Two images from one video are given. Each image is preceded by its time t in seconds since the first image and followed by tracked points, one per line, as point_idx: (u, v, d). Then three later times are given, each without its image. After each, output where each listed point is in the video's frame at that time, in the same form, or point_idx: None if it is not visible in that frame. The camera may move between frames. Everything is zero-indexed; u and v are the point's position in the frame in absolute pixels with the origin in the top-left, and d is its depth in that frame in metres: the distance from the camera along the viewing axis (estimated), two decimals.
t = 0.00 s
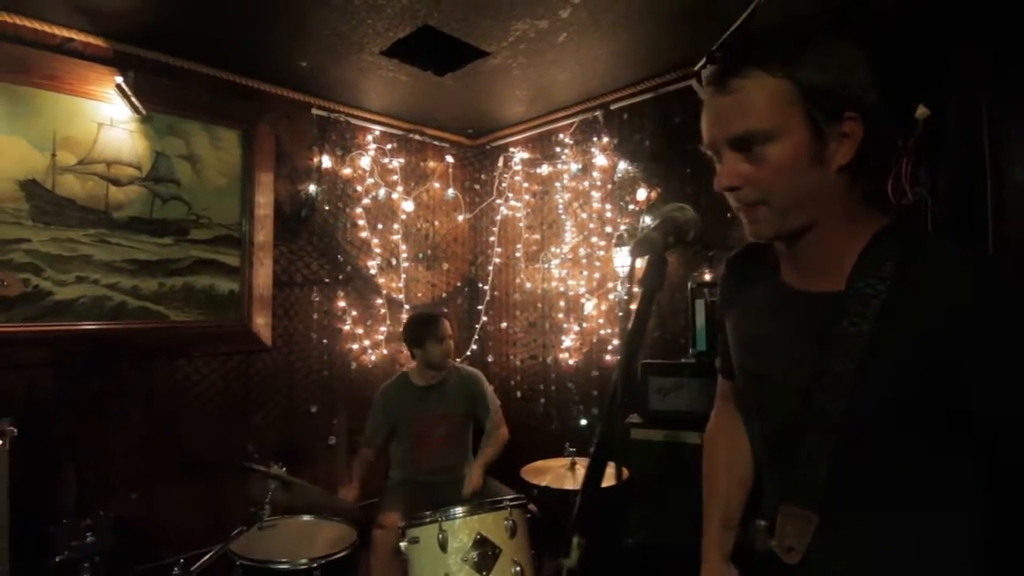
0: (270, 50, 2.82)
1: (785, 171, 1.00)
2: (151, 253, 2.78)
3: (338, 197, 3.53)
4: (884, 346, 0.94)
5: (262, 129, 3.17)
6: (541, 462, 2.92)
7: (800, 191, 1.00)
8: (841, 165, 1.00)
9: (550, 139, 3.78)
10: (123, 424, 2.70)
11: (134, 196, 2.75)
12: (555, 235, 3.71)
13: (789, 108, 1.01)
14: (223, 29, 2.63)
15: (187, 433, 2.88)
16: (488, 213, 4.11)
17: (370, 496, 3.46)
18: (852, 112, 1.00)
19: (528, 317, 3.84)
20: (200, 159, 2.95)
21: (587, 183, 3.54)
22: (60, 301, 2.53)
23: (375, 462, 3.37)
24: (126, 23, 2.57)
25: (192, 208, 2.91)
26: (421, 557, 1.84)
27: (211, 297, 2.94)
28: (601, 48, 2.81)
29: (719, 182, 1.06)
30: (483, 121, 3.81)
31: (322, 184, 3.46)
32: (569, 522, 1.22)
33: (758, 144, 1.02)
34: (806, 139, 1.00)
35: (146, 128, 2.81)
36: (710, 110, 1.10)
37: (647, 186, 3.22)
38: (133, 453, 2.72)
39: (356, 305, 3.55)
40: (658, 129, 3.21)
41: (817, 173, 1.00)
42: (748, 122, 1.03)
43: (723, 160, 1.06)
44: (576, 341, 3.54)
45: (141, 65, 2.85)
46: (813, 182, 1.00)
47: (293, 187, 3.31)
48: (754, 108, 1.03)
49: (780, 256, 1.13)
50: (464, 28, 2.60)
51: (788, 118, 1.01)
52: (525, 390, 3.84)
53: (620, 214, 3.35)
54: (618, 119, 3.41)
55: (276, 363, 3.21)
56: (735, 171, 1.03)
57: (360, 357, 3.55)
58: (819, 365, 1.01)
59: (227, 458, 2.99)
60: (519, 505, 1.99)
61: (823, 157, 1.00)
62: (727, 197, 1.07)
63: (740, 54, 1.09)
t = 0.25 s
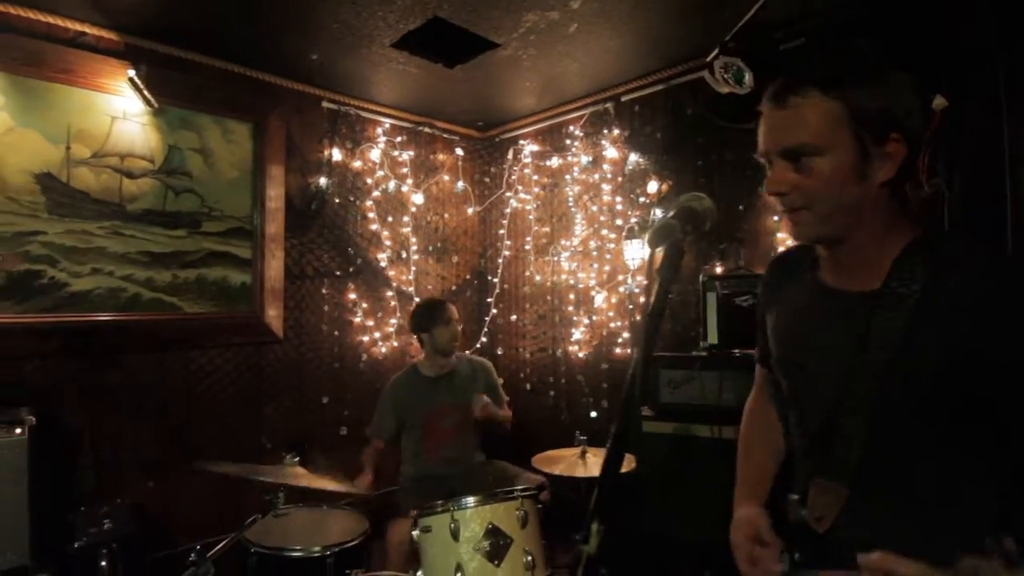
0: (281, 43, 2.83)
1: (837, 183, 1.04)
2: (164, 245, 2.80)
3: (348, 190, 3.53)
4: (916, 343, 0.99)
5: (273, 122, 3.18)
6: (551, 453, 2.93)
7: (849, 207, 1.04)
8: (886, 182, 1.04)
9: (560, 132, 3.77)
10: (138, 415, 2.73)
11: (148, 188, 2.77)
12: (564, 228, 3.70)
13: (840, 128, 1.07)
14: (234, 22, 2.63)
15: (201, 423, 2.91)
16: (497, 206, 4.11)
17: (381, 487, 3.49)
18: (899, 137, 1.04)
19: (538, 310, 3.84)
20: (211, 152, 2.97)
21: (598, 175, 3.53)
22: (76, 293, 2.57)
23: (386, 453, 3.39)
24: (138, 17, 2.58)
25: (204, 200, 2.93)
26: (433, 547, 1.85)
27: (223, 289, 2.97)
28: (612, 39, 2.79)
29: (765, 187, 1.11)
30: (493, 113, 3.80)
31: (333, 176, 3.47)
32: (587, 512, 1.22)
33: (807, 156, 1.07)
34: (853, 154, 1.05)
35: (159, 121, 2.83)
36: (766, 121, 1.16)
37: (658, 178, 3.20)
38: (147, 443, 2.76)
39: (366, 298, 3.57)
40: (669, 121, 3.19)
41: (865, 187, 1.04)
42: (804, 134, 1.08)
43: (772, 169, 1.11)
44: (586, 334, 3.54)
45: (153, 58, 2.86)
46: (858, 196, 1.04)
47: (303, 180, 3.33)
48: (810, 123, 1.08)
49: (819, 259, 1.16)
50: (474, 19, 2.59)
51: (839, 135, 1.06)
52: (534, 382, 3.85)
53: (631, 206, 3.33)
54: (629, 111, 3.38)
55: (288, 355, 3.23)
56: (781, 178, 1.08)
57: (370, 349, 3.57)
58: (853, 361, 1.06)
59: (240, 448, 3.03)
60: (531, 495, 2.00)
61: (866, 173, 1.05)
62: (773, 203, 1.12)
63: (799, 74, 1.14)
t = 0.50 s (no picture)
0: (292, 36, 2.83)
1: (851, 206, 1.24)
2: (175, 236, 2.82)
3: (358, 183, 3.54)
4: (910, 348, 1.14)
5: (283, 115, 3.19)
6: (558, 448, 2.92)
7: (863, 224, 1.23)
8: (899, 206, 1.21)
9: (570, 126, 3.75)
10: (148, 405, 2.75)
11: (159, 180, 2.79)
12: (573, 223, 3.69)
13: (859, 160, 1.27)
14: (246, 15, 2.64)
15: (211, 414, 2.94)
16: (506, 200, 4.10)
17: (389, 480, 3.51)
18: (910, 169, 1.22)
19: (546, 305, 3.84)
20: (222, 144, 2.98)
21: (607, 170, 3.51)
22: (88, 283, 2.59)
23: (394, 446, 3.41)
24: (150, 9, 2.59)
25: (215, 192, 2.95)
26: (440, 538, 1.86)
27: (233, 281, 2.98)
28: (623, 33, 2.77)
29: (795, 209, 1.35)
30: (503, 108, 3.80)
31: (342, 170, 3.47)
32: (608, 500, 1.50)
33: (830, 185, 1.29)
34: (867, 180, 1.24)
35: (171, 113, 2.84)
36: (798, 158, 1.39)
37: (668, 173, 3.19)
38: (158, 433, 2.78)
39: (374, 291, 3.58)
40: (679, 116, 3.17)
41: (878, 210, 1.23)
42: (829, 166, 1.30)
43: (802, 193, 1.34)
44: (594, 330, 3.53)
45: (164, 50, 2.87)
46: (871, 219, 1.23)
47: (313, 173, 3.34)
48: (832, 158, 1.30)
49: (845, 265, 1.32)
50: (485, 12, 2.58)
51: (857, 164, 1.26)
52: (541, 377, 3.85)
53: (640, 202, 3.31)
54: (640, 106, 3.36)
55: (297, 347, 3.25)
56: (806, 203, 1.32)
57: (378, 342, 3.58)
58: (861, 371, 1.23)
59: (250, 439, 3.05)
60: (538, 489, 2.00)
61: (880, 198, 1.23)
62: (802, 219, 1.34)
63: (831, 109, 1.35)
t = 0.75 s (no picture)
0: (304, 29, 2.84)
1: (859, 204, 1.64)
2: (189, 230, 2.84)
3: (369, 177, 3.54)
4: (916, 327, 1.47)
5: (296, 109, 3.20)
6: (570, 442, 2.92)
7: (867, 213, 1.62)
8: (905, 203, 1.58)
9: (582, 119, 3.73)
10: (164, 396, 2.79)
11: (174, 174, 2.81)
12: (585, 217, 3.68)
13: (873, 161, 1.65)
14: (258, 9, 2.64)
15: (225, 405, 2.96)
16: (517, 194, 4.09)
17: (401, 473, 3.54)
18: (915, 168, 1.60)
19: (556, 300, 3.83)
20: (236, 138, 3.00)
21: (619, 164, 3.49)
22: (105, 276, 2.62)
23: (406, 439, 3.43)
24: (164, 3, 2.60)
25: (229, 186, 2.97)
26: (454, 530, 1.87)
27: (246, 275, 3.00)
28: (635, 25, 2.74)
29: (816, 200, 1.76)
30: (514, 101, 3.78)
31: (354, 164, 3.48)
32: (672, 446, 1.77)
33: (846, 182, 1.69)
34: (877, 179, 1.63)
35: (185, 107, 2.86)
36: (823, 154, 1.79)
37: (680, 167, 3.16)
38: (174, 425, 2.81)
39: (386, 285, 3.59)
40: (692, 108, 3.15)
41: (885, 205, 1.60)
42: (847, 167, 1.69)
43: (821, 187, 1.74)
44: (605, 324, 3.53)
45: (178, 44, 2.89)
46: (881, 211, 1.60)
47: (325, 167, 3.34)
48: (850, 161, 1.69)
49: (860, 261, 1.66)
50: (497, 4, 2.56)
51: (870, 166, 1.65)
52: (551, 372, 3.85)
53: (653, 195, 3.29)
54: (652, 98, 3.33)
55: (310, 340, 3.27)
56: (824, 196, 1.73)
57: (390, 336, 3.59)
58: (876, 345, 1.55)
59: (264, 431, 3.08)
60: (551, 482, 2.00)
61: (889, 196, 1.60)
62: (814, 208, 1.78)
63: (859, 118, 1.71)
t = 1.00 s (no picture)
0: (319, 26, 2.85)
1: (859, 200, 1.48)
2: (206, 225, 2.88)
3: (383, 172, 3.56)
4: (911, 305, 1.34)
5: (310, 105, 3.22)
6: (583, 436, 2.92)
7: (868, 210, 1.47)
8: (908, 197, 1.44)
9: (595, 114, 3.72)
10: (182, 390, 2.83)
11: (191, 170, 2.85)
12: (598, 212, 3.67)
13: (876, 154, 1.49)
14: (273, 6, 2.66)
15: (241, 398, 3.00)
16: (529, 189, 4.09)
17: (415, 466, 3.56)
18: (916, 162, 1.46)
19: (569, 295, 3.83)
20: (252, 135, 3.03)
21: (632, 158, 3.47)
22: (125, 270, 2.66)
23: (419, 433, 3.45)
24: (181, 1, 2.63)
25: (245, 182, 3.00)
26: (468, 521, 1.88)
27: (262, 270, 3.04)
28: (650, 18, 2.73)
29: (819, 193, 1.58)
30: (527, 96, 3.78)
31: (368, 160, 3.50)
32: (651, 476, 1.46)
33: (848, 173, 1.52)
34: (878, 172, 1.47)
35: (201, 104, 2.89)
36: (823, 146, 1.60)
37: (695, 161, 3.14)
38: (191, 418, 2.85)
39: (399, 280, 3.61)
40: (707, 102, 3.12)
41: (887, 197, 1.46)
42: (848, 156, 1.52)
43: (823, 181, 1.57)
44: (618, 320, 3.52)
45: (195, 42, 2.92)
46: (882, 204, 1.46)
47: (339, 163, 3.37)
48: (851, 153, 1.52)
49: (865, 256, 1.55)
50: None
51: (872, 159, 1.49)
52: (564, 367, 3.85)
53: (666, 190, 3.27)
54: (666, 92, 3.31)
55: (324, 335, 3.30)
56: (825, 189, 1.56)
57: (403, 330, 3.61)
58: (874, 329, 1.42)
59: (280, 425, 3.12)
60: (566, 475, 2.01)
61: (889, 186, 1.46)
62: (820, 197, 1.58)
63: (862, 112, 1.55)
